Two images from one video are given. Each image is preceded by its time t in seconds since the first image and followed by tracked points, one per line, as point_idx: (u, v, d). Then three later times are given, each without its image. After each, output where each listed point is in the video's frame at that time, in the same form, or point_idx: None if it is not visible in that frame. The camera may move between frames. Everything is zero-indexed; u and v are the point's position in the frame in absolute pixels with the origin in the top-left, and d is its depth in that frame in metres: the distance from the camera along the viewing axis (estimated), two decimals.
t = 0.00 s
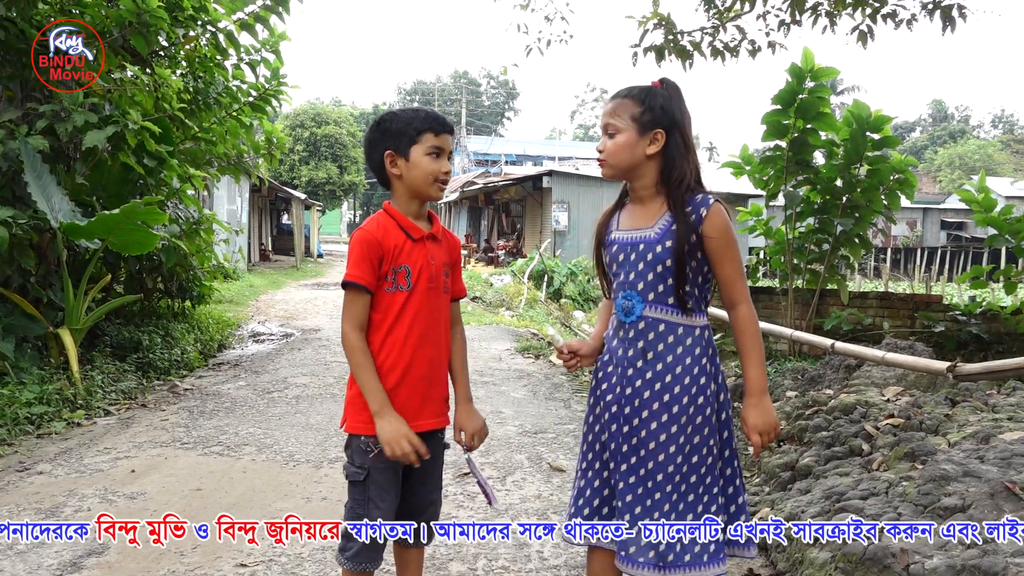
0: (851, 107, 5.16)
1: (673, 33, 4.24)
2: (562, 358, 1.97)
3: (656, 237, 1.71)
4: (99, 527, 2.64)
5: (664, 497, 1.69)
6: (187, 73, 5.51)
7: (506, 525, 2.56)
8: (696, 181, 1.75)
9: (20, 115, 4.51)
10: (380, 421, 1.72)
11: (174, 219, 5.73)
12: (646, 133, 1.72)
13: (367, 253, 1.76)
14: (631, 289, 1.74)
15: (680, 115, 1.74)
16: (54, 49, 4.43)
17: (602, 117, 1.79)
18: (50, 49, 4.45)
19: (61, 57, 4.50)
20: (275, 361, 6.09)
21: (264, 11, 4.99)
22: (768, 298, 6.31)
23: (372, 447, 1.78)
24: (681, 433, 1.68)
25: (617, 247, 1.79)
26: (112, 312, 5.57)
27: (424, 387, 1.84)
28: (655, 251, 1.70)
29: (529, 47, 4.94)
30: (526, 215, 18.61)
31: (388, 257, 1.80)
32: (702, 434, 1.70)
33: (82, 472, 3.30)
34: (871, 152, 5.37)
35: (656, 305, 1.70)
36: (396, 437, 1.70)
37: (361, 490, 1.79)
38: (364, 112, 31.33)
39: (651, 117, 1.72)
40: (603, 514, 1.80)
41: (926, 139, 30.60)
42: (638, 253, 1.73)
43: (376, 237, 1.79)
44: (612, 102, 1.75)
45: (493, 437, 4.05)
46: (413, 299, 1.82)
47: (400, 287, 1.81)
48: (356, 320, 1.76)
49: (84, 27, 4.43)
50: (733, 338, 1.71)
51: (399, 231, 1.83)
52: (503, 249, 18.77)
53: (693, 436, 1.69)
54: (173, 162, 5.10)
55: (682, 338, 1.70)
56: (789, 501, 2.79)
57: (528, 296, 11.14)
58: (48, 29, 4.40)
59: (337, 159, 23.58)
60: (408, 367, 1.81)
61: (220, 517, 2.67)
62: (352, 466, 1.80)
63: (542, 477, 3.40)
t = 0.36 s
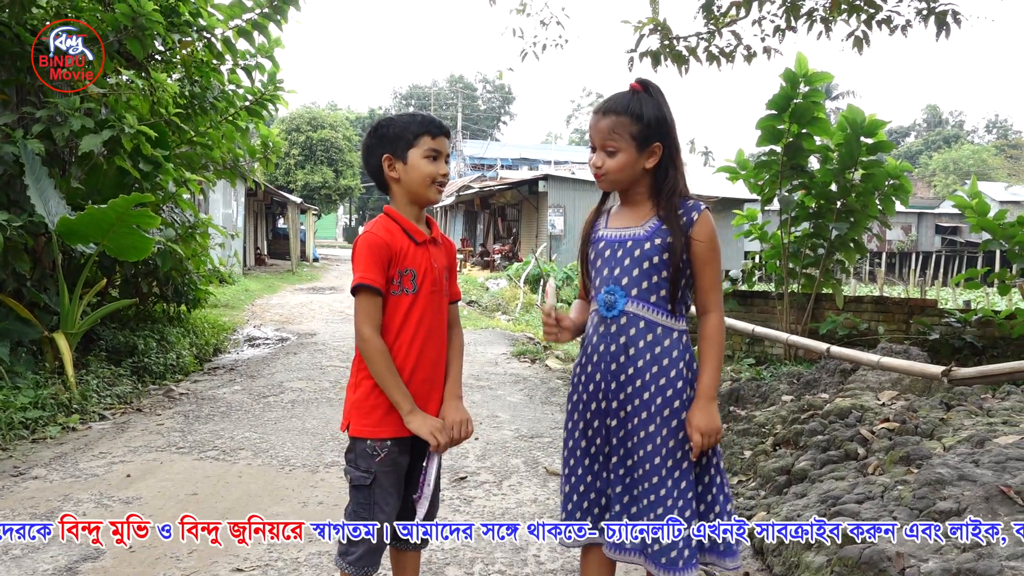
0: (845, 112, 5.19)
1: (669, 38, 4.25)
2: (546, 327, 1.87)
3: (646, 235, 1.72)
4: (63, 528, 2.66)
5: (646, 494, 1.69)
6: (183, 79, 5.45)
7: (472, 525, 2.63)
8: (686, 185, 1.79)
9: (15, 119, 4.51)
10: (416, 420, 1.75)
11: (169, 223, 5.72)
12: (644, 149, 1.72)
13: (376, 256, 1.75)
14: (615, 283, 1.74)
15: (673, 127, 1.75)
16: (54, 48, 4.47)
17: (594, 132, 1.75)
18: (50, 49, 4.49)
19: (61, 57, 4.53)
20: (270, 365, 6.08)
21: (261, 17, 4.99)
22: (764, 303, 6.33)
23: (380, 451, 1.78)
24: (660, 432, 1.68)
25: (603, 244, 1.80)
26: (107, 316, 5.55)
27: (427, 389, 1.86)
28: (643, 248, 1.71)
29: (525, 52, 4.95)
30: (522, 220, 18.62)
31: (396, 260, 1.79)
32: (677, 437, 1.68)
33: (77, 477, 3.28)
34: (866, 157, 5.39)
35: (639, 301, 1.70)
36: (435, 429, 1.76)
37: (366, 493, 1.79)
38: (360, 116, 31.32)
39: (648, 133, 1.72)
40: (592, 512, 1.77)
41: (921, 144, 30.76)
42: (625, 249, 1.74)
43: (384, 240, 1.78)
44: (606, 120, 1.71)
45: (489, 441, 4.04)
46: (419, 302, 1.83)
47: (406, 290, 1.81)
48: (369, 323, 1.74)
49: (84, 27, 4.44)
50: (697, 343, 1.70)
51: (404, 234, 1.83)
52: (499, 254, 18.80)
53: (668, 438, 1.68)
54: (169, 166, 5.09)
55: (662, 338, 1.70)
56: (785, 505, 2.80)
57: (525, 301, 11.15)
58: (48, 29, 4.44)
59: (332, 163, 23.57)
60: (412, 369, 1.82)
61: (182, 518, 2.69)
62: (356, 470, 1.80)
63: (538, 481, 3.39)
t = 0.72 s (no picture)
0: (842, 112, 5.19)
1: (668, 38, 4.26)
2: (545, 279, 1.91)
3: (639, 237, 1.73)
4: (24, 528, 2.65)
5: (628, 493, 1.70)
6: (182, 78, 5.46)
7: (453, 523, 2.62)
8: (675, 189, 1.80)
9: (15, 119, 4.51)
10: (395, 420, 1.75)
11: (169, 222, 5.72)
12: (639, 152, 1.73)
13: (374, 258, 1.76)
14: (609, 284, 1.73)
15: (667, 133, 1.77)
16: (54, 49, 4.46)
17: (591, 132, 1.73)
18: (50, 49, 4.47)
19: (61, 56, 4.52)
20: (270, 365, 6.08)
21: (260, 16, 4.99)
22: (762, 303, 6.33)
23: (373, 445, 1.79)
24: (649, 432, 1.69)
25: (595, 246, 1.80)
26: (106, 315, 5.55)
27: (422, 389, 1.85)
28: (637, 250, 1.72)
29: (524, 52, 4.96)
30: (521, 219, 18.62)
31: (394, 262, 1.80)
32: (666, 436, 1.70)
33: (76, 476, 3.28)
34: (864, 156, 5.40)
35: (633, 302, 1.70)
36: (413, 434, 1.74)
37: (359, 487, 1.79)
38: (359, 115, 31.32)
39: (644, 137, 1.72)
40: (576, 509, 1.77)
41: (920, 144, 30.78)
42: (619, 251, 1.74)
43: (384, 241, 1.79)
44: (605, 121, 1.71)
45: (489, 441, 4.05)
46: (418, 303, 1.83)
47: (405, 291, 1.82)
48: (361, 322, 1.76)
49: (83, 26, 4.46)
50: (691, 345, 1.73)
51: (404, 235, 1.83)
52: (498, 254, 18.81)
53: (657, 436, 1.69)
54: (168, 165, 5.08)
55: (655, 338, 1.70)
56: (784, 505, 2.80)
57: (524, 300, 11.16)
58: (48, 29, 4.43)
59: (331, 162, 23.56)
60: (408, 368, 1.81)
61: (147, 517, 2.66)
62: (350, 463, 1.81)
63: (537, 481, 3.40)
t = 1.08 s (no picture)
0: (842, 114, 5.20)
1: (668, 40, 4.26)
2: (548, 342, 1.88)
3: (649, 248, 1.72)
4: None
5: (649, 498, 1.70)
6: (182, 78, 5.47)
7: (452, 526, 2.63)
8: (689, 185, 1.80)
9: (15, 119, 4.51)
10: (345, 430, 1.76)
11: (169, 223, 5.72)
12: (654, 140, 1.74)
13: (363, 261, 1.76)
14: (619, 297, 1.73)
15: (680, 125, 1.79)
16: (53, 49, 4.46)
17: (603, 123, 1.75)
18: (50, 49, 4.47)
19: (61, 57, 4.52)
20: (270, 366, 6.07)
21: (259, 16, 4.99)
22: (762, 305, 6.33)
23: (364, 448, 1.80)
24: (667, 437, 1.69)
25: (605, 256, 1.78)
26: (106, 316, 5.55)
27: (416, 392, 1.85)
28: (647, 262, 1.70)
29: (524, 53, 4.96)
30: (521, 221, 18.62)
31: (383, 265, 1.80)
32: (686, 438, 1.71)
33: (76, 477, 3.28)
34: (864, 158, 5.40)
35: (644, 315, 1.71)
36: (359, 448, 1.74)
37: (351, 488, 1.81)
38: (359, 116, 31.33)
39: (657, 125, 1.74)
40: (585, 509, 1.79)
41: (920, 146, 30.79)
42: (629, 263, 1.73)
43: (373, 245, 1.79)
44: (618, 108, 1.73)
45: (488, 442, 4.04)
46: (408, 306, 1.83)
47: (396, 294, 1.82)
48: (349, 326, 1.76)
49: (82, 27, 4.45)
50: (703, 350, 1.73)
51: (395, 238, 1.83)
52: (498, 255, 18.82)
53: (677, 441, 1.70)
54: (169, 166, 5.08)
55: (669, 345, 1.71)
56: (784, 507, 2.80)
57: (524, 302, 11.16)
58: (48, 29, 4.43)
59: (332, 163, 23.56)
60: (398, 371, 1.81)
61: (110, 517, 2.69)
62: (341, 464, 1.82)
63: (537, 483, 3.39)
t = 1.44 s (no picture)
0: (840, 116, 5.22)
1: (665, 42, 4.28)
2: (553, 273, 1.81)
3: (665, 252, 1.72)
4: None
5: (662, 500, 1.71)
6: (178, 81, 5.47)
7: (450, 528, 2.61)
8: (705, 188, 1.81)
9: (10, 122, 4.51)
10: (312, 430, 1.78)
11: (166, 227, 5.71)
12: (667, 148, 1.74)
13: (351, 264, 1.76)
14: (637, 299, 1.74)
15: (694, 129, 1.78)
16: (54, 49, 4.48)
17: (616, 132, 1.75)
18: (50, 50, 4.49)
19: (61, 57, 4.54)
20: (267, 370, 6.06)
21: (255, 17, 4.99)
22: (759, 307, 6.34)
23: (356, 451, 1.81)
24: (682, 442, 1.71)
25: (623, 259, 1.79)
26: (103, 320, 5.54)
27: (407, 395, 1.86)
28: (663, 266, 1.71)
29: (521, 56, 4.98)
30: (519, 224, 18.63)
31: (372, 268, 1.80)
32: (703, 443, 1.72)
33: (73, 482, 3.27)
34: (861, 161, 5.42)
35: (662, 318, 1.71)
36: (321, 449, 1.75)
37: (345, 490, 1.82)
38: (356, 120, 31.34)
39: (671, 132, 1.74)
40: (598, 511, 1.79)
41: (916, 148, 30.88)
42: (645, 266, 1.73)
43: (361, 248, 1.79)
44: (631, 117, 1.72)
45: (486, 446, 4.04)
46: (397, 309, 1.83)
47: (385, 298, 1.82)
48: (336, 328, 1.76)
49: (83, 27, 4.47)
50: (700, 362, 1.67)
51: (383, 242, 1.83)
52: (495, 258, 18.83)
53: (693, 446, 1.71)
54: (165, 170, 5.07)
55: (686, 349, 1.71)
56: (781, 509, 2.81)
57: (521, 305, 11.16)
58: (48, 29, 4.45)
59: (328, 167, 23.56)
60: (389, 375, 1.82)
61: (72, 519, 2.74)
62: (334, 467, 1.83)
63: (535, 486, 3.39)
